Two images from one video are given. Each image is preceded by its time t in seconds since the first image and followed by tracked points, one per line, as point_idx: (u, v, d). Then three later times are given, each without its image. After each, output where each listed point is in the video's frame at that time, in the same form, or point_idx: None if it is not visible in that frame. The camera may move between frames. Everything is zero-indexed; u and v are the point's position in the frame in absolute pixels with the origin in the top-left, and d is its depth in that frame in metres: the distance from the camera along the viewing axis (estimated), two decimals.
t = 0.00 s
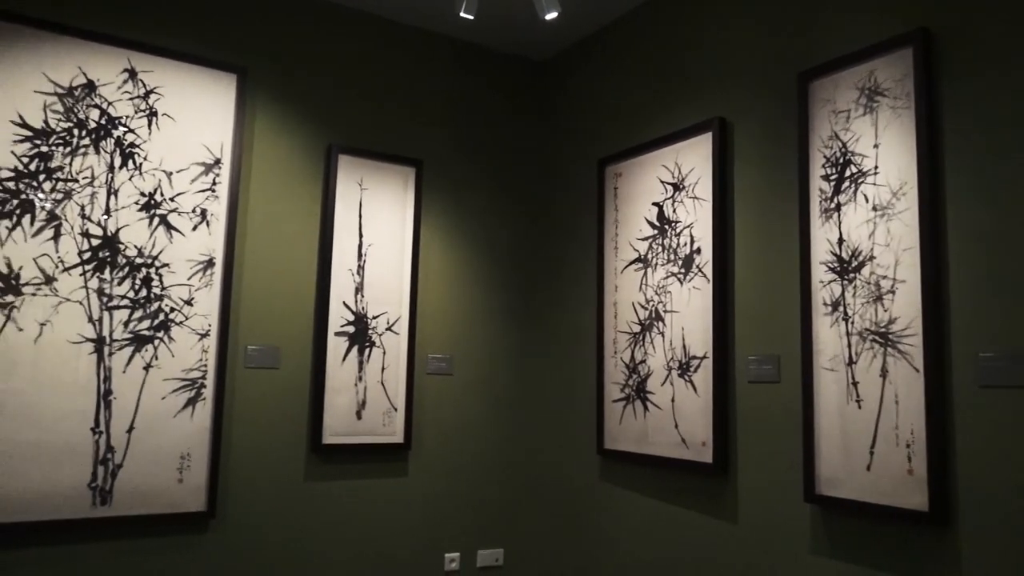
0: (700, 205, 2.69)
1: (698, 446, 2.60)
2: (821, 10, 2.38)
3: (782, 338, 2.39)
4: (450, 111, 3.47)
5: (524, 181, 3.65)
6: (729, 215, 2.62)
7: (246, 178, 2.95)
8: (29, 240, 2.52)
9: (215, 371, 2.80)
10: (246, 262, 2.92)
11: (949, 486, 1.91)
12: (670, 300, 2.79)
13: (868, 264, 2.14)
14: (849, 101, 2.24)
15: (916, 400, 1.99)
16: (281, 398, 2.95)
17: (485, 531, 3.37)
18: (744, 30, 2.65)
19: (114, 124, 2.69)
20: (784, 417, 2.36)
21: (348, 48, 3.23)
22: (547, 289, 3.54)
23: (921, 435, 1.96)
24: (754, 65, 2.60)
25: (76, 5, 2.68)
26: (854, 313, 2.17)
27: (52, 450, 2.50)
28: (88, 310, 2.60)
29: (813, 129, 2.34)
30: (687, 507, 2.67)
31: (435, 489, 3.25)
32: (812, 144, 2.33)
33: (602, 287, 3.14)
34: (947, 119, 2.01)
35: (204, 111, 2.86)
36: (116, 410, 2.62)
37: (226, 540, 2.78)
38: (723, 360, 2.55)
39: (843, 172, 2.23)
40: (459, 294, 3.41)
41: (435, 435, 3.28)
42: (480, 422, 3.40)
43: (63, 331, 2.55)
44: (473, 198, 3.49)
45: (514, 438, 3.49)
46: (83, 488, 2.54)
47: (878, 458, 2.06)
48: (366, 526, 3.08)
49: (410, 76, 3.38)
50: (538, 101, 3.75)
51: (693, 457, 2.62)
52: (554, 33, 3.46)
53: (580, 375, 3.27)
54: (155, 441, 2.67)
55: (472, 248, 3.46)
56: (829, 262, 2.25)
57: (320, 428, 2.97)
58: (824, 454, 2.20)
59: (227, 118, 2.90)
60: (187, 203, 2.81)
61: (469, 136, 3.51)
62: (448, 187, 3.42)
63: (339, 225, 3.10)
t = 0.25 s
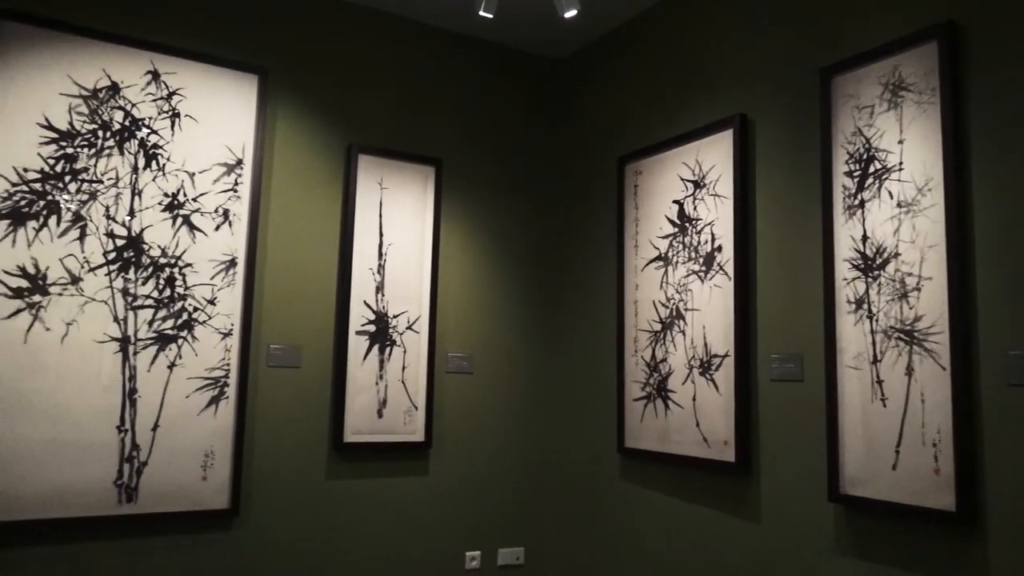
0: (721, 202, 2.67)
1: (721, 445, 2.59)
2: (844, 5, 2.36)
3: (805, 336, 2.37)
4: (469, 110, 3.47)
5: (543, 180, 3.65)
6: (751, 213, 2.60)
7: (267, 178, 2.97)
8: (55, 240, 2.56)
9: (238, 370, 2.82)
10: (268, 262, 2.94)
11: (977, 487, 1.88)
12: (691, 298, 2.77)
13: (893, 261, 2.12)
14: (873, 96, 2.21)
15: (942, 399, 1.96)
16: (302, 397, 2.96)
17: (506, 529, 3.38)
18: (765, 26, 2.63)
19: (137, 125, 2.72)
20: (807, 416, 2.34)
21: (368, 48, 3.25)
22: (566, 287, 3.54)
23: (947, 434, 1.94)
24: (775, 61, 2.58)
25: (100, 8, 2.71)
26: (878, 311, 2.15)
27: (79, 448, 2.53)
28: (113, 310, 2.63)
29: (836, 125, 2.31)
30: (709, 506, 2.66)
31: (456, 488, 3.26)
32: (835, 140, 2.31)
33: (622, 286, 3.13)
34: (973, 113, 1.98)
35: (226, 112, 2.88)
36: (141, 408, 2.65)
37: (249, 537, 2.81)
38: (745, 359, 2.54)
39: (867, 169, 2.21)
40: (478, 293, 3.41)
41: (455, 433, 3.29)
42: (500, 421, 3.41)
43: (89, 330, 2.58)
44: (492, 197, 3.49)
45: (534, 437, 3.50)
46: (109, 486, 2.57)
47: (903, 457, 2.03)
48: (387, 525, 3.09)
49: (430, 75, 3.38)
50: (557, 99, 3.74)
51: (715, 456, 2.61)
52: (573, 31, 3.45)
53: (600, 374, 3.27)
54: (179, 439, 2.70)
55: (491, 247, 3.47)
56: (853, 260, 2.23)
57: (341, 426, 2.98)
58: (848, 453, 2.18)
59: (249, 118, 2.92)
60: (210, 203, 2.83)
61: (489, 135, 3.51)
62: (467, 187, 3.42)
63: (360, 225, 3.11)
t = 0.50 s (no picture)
0: (745, 199, 2.66)
1: (745, 444, 2.57)
2: None
3: (830, 334, 2.35)
4: (491, 109, 3.47)
5: (565, 179, 3.65)
6: (775, 210, 2.58)
7: (291, 178, 2.99)
8: (83, 241, 2.59)
9: (263, 369, 2.84)
10: (292, 261, 2.96)
11: (1008, 486, 1.86)
12: (715, 296, 2.76)
13: (921, 258, 2.09)
14: (900, 91, 2.19)
15: (972, 397, 1.93)
16: (326, 396, 2.98)
17: (529, 528, 3.38)
18: (789, 21, 2.61)
19: (163, 127, 2.75)
20: (833, 415, 2.31)
21: (390, 48, 3.26)
22: (589, 286, 3.53)
23: (978, 433, 1.91)
24: (799, 57, 2.55)
25: (126, 11, 2.75)
26: (906, 308, 2.12)
27: (107, 446, 2.57)
28: (140, 310, 2.66)
29: (862, 120, 2.29)
30: (734, 505, 2.64)
31: (479, 486, 3.27)
32: (862, 136, 2.28)
33: (644, 284, 3.12)
34: (1004, 107, 1.95)
35: (249, 113, 2.90)
36: (168, 407, 2.68)
37: (274, 535, 2.83)
38: (770, 357, 2.52)
39: (894, 164, 2.18)
40: (501, 292, 3.41)
41: (478, 432, 3.29)
42: (522, 420, 3.41)
43: (117, 330, 2.62)
44: (514, 196, 3.49)
45: (557, 436, 3.49)
46: (137, 484, 2.60)
47: (933, 457, 2.01)
48: (410, 523, 3.10)
49: (452, 74, 3.39)
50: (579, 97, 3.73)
51: (740, 455, 2.59)
52: (595, 28, 3.44)
53: (623, 373, 3.26)
54: (205, 437, 2.72)
55: (513, 246, 3.47)
56: (880, 257, 2.21)
57: (365, 425, 3.00)
58: (875, 452, 2.16)
59: (272, 119, 2.94)
60: (234, 203, 2.85)
61: (510, 134, 3.52)
62: (489, 186, 3.43)
63: (382, 224, 3.13)
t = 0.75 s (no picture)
0: (769, 197, 2.63)
1: (770, 444, 2.55)
2: None
3: (857, 332, 2.32)
4: (511, 108, 3.47)
5: (587, 178, 3.64)
6: (799, 208, 2.55)
7: (313, 179, 3.01)
8: (111, 242, 2.62)
9: (287, 368, 2.87)
10: (314, 262, 2.98)
11: None
12: (739, 295, 2.73)
13: (950, 255, 2.06)
14: (927, 86, 2.16)
15: (1003, 397, 1.90)
16: (349, 396, 3.00)
17: (552, 527, 3.37)
18: (813, 17, 2.58)
19: (188, 129, 2.78)
20: (860, 414, 2.29)
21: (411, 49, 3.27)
22: (611, 285, 3.52)
23: (1010, 433, 1.88)
24: (824, 52, 2.52)
25: (151, 15, 2.78)
26: (935, 306, 2.09)
27: (135, 445, 2.60)
28: (166, 310, 2.69)
29: (888, 116, 2.26)
30: (759, 505, 2.62)
31: (502, 485, 3.27)
32: (888, 132, 2.25)
33: (667, 283, 3.10)
34: None
35: (272, 115, 2.92)
36: (194, 406, 2.71)
37: (299, 533, 2.85)
38: (795, 356, 2.49)
39: (922, 161, 2.15)
40: (523, 292, 3.41)
41: (500, 431, 3.29)
42: (545, 420, 3.40)
43: (144, 330, 2.65)
44: (535, 195, 3.49)
45: (580, 435, 3.49)
46: (164, 482, 2.63)
47: (963, 457, 1.98)
48: (434, 522, 3.11)
49: (473, 74, 3.39)
50: (600, 96, 3.72)
51: (765, 455, 2.57)
52: (615, 26, 3.43)
53: (646, 372, 3.24)
54: (231, 436, 2.75)
55: (535, 245, 3.46)
56: (907, 254, 2.18)
57: (388, 425, 3.01)
58: (903, 452, 2.13)
59: (295, 121, 2.96)
60: (258, 204, 2.88)
61: (531, 133, 3.51)
62: (510, 185, 3.43)
63: (404, 224, 3.14)
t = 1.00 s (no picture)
0: (795, 193, 2.61)
1: (798, 443, 2.52)
2: None
3: (886, 330, 2.29)
4: (534, 107, 3.47)
5: (610, 176, 3.62)
6: (827, 204, 2.52)
7: (338, 180, 3.03)
8: (139, 244, 2.66)
9: (313, 368, 2.89)
10: (339, 262, 3.00)
11: None
12: (765, 293, 2.71)
13: (982, 252, 2.03)
14: (958, 80, 2.12)
15: None
16: (374, 395, 3.01)
17: (577, 527, 3.37)
18: (839, 11, 2.55)
19: (214, 132, 2.81)
20: (890, 413, 2.26)
21: (434, 49, 3.28)
22: (635, 284, 3.50)
23: None
24: (851, 47, 2.49)
25: (177, 20, 2.81)
26: (967, 303, 2.06)
27: (164, 444, 2.63)
28: (194, 311, 2.72)
29: (917, 111, 2.22)
30: (787, 506, 2.59)
31: (527, 485, 3.27)
32: (917, 127, 2.22)
33: (692, 281, 3.08)
34: None
35: (296, 116, 2.95)
36: (221, 406, 2.73)
37: (325, 532, 2.87)
38: (823, 355, 2.46)
39: (952, 156, 2.12)
40: (547, 291, 3.41)
41: (525, 431, 3.29)
42: (569, 419, 3.40)
43: (172, 331, 2.68)
44: (558, 194, 3.48)
45: (605, 435, 3.48)
46: (192, 481, 2.66)
47: (997, 457, 1.94)
48: (459, 522, 3.12)
49: (495, 73, 3.40)
50: (623, 94, 3.71)
51: (792, 454, 2.54)
52: (638, 24, 3.41)
53: (671, 371, 3.22)
54: (258, 436, 2.77)
55: (559, 245, 3.46)
56: (938, 251, 2.14)
57: (413, 424, 3.02)
58: (934, 452, 2.10)
59: (319, 122, 2.98)
60: (284, 206, 2.90)
61: (554, 132, 3.51)
62: (533, 184, 3.42)
63: (428, 224, 3.15)
